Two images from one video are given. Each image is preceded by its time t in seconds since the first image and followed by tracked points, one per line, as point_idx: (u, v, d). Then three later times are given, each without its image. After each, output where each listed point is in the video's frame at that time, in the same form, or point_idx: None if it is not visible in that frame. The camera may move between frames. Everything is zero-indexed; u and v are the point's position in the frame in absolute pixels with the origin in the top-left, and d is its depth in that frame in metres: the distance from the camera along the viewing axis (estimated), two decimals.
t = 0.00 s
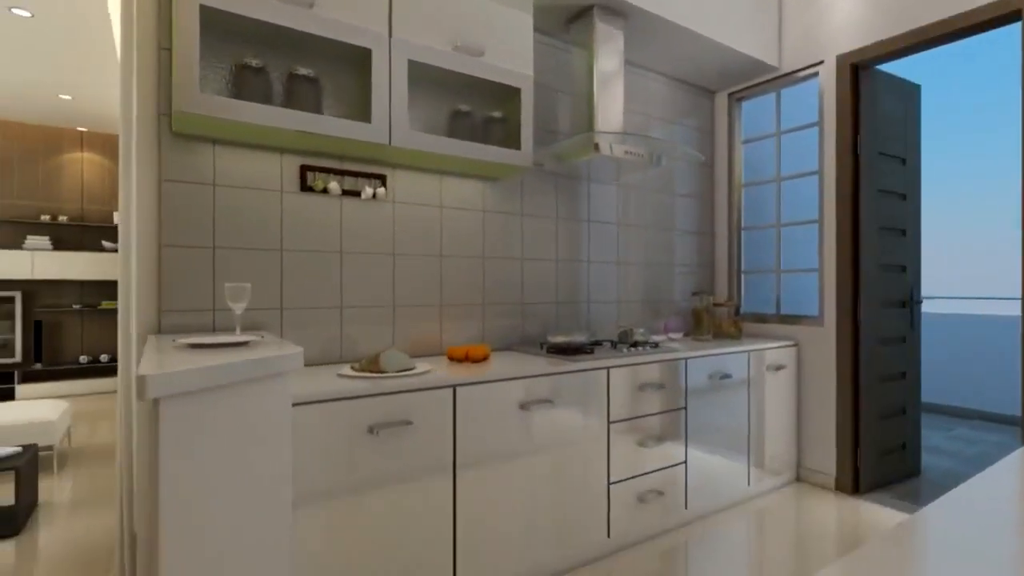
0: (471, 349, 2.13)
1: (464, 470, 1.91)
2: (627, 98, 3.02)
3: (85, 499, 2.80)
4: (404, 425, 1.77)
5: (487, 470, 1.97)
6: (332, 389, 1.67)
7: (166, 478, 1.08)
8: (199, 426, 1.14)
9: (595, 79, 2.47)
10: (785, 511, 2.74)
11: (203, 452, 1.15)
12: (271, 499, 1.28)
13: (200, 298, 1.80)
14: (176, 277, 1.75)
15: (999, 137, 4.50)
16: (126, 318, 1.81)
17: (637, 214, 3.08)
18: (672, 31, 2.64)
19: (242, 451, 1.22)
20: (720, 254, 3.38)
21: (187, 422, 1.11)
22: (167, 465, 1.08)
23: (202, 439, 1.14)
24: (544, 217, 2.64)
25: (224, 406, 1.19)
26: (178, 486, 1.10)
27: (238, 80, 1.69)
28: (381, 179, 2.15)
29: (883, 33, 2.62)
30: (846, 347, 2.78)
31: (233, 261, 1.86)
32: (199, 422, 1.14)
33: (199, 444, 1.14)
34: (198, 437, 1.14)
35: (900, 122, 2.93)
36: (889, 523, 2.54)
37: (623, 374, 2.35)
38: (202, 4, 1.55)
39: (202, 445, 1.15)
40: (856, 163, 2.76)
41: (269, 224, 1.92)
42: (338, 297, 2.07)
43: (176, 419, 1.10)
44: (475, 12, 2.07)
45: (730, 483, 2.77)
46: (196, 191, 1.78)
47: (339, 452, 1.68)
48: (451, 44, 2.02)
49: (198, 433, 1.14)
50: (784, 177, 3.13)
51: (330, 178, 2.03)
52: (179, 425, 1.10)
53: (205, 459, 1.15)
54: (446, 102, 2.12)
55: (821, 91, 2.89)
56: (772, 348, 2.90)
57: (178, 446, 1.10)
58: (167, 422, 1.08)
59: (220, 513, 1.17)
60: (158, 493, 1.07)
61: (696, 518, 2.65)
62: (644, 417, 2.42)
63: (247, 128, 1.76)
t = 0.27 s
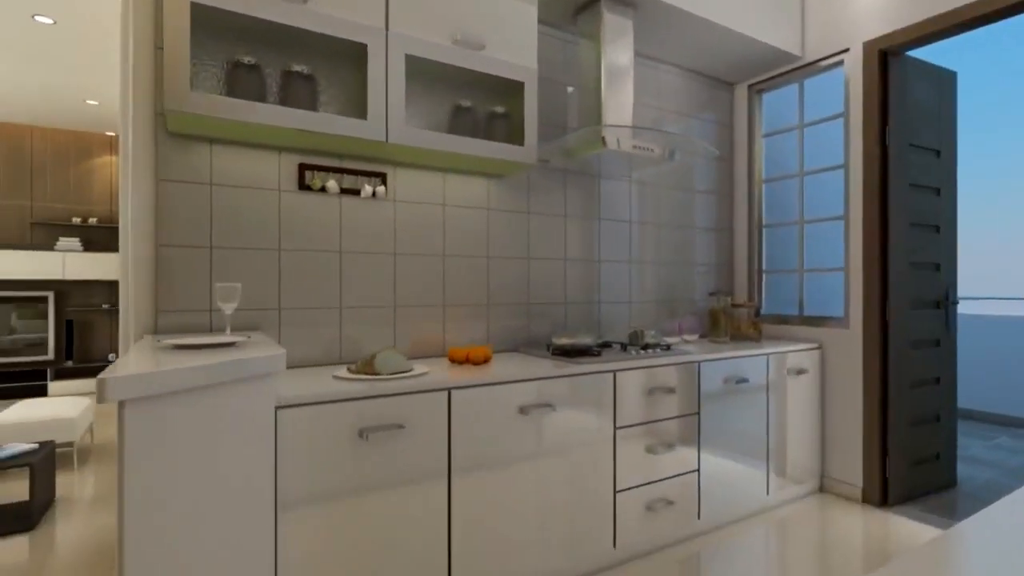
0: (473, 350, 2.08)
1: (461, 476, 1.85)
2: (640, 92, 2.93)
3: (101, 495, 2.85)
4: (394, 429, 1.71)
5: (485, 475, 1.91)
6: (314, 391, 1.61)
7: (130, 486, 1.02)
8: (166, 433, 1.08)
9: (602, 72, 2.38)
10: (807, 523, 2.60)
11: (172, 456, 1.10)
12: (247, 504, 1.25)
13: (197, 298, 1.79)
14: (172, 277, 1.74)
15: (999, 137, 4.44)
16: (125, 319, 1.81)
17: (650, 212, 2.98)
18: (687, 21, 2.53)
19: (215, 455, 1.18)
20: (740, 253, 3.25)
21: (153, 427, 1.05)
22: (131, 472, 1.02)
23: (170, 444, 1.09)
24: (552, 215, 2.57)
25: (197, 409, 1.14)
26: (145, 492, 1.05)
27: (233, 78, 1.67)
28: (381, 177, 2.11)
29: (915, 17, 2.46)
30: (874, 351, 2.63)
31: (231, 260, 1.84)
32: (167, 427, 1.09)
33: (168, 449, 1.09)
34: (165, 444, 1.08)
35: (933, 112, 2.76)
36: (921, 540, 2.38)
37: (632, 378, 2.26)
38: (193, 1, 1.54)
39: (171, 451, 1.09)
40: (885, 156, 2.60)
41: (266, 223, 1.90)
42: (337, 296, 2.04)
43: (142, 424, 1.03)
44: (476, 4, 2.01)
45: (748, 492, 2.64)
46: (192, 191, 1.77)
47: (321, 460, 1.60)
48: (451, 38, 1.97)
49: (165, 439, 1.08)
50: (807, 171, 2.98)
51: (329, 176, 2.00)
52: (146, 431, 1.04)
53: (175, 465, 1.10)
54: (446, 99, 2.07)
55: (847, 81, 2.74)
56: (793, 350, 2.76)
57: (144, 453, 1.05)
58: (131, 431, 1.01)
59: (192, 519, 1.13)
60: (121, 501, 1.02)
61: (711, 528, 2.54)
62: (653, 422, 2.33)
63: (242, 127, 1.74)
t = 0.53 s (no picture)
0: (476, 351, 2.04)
1: (459, 480, 1.81)
2: (652, 87, 2.84)
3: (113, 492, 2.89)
4: (387, 433, 1.66)
5: (483, 480, 1.87)
6: (304, 395, 1.56)
7: (101, 492, 0.98)
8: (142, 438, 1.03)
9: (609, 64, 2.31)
10: (828, 534, 2.48)
11: (148, 463, 1.04)
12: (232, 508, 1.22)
13: (195, 299, 1.78)
14: (170, 277, 1.74)
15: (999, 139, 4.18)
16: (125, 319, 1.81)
17: (663, 209, 2.89)
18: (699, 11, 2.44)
19: (198, 459, 1.14)
20: (757, 252, 3.14)
21: (126, 432, 0.99)
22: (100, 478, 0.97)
23: (146, 449, 1.03)
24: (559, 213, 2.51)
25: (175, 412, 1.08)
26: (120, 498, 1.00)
27: (228, 77, 1.65)
28: (381, 176, 2.09)
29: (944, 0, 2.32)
30: (898, 355, 2.50)
31: (229, 261, 1.84)
32: (143, 430, 1.03)
33: (143, 454, 1.03)
34: (140, 449, 1.02)
35: (964, 102, 2.61)
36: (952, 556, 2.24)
37: (639, 381, 2.18)
38: None
39: (146, 456, 1.04)
40: (911, 149, 2.47)
41: (265, 223, 1.89)
42: (337, 297, 2.02)
43: (115, 428, 0.98)
44: None
45: (764, 500, 2.54)
46: (190, 191, 1.77)
47: (308, 468, 1.56)
48: (451, 33, 1.92)
49: (141, 444, 1.03)
50: (828, 166, 2.86)
51: (328, 175, 1.99)
52: (118, 436, 0.99)
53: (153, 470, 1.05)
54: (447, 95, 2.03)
55: (871, 71, 2.61)
56: (813, 353, 2.65)
57: (115, 459, 0.99)
58: (101, 435, 0.96)
59: (172, 525, 1.09)
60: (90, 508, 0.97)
61: (722, 537, 2.45)
62: (662, 426, 2.24)
63: (238, 126, 1.73)
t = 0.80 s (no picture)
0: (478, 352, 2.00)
1: (456, 485, 1.77)
2: (667, 80, 2.74)
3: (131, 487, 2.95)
4: (377, 436, 1.64)
5: (481, 484, 1.83)
6: (294, 396, 1.57)
7: (71, 494, 0.97)
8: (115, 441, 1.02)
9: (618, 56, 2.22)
10: (852, 548, 2.35)
11: (119, 465, 1.03)
12: (214, 510, 1.21)
13: (195, 299, 1.80)
14: (170, 277, 1.76)
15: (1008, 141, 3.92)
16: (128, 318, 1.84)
17: (678, 206, 2.80)
18: None
19: (176, 461, 1.12)
20: (779, 250, 3.01)
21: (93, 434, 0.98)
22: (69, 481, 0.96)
23: (116, 451, 1.02)
24: (567, 212, 2.44)
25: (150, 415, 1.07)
26: (91, 499, 1.00)
27: (221, 75, 1.65)
28: (381, 175, 2.07)
29: None
30: (930, 359, 2.34)
31: (228, 261, 1.84)
32: (113, 432, 1.03)
33: (112, 456, 1.02)
34: (112, 450, 1.03)
35: (1004, 89, 2.44)
36: None
37: (647, 384, 2.10)
38: None
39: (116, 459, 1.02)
40: (944, 139, 2.32)
41: (264, 223, 1.89)
42: (338, 297, 2.01)
43: (84, 428, 0.98)
44: None
45: (783, 512, 2.42)
46: (189, 192, 1.78)
47: (299, 468, 1.56)
48: (450, 28, 1.89)
49: (111, 446, 1.02)
50: (855, 159, 2.72)
51: (327, 174, 1.98)
52: (87, 437, 0.98)
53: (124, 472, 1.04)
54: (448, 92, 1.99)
55: (900, 57, 2.46)
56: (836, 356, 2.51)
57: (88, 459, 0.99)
58: (69, 437, 0.96)
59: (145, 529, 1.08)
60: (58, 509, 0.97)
61: (738, 549, 2.34)
62: (671, 432, 2.16)
63: (235, 126, 1.73)
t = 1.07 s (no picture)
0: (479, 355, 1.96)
1: (452, 488, 1.74)
2: (682, 73, 2.65)
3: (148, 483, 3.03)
4: (368, 437, 1.62)
5: (479, 488, 1.79)
6: (284, 397, 1.56)
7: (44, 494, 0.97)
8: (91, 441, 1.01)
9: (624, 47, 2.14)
10: (878, 564, 2.22)
11: (95, 465, 1.02)
12: (198, 511, 1.20)
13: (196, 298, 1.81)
14: (171, 277, 1.78)
15: None
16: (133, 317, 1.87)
17: (693, 203, 2.70)
18: None
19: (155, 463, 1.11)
20: (803, 248, 2.88)
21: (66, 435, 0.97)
22: (41, 483, 0.95)
23: (91, 451, 1.01)
24: (575, 210, 2.38)
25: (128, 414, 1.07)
26: (68, 501, 0.98)
27: (219, 77, 1.65)
28: (383, 174, 2.05)
29: None
30: (964, 364, 2.19)
31: (229, 261, 1.85)
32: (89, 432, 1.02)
33: (87, 457, 1.01)
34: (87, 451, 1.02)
35: None
36: None
37: (654, 388, 2.02)
38: None
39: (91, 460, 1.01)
40: (980, 128, 2.16)
41: (265, 223, 1.89)
42: (338, 296, 2.00)
43: (57, 429, 0.97)
44: None
45: (803, 523, 2.30)
46: (191, 192, 1.80)
47: (289, 470, 1.55)
48: (449, 23, 1.86)
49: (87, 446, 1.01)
50: (883, 151, 2.57)
51: (327, 174, 1.97)
52: (60, 437, 0.97)
53: (102, 473, 1.02)
54: (448, 88, 1.96)
55: (932, 42, 2.31)
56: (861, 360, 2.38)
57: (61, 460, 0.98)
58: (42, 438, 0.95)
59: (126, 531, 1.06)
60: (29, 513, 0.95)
61: (753, 561, 2.24)
62: (681, 438, 2.08)
63: (233, 126, 1.73)
